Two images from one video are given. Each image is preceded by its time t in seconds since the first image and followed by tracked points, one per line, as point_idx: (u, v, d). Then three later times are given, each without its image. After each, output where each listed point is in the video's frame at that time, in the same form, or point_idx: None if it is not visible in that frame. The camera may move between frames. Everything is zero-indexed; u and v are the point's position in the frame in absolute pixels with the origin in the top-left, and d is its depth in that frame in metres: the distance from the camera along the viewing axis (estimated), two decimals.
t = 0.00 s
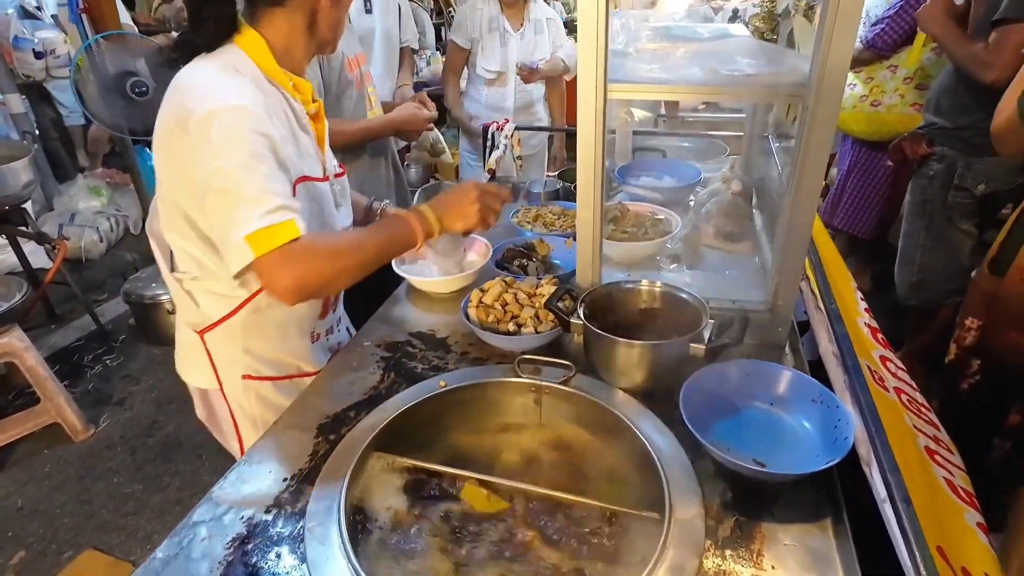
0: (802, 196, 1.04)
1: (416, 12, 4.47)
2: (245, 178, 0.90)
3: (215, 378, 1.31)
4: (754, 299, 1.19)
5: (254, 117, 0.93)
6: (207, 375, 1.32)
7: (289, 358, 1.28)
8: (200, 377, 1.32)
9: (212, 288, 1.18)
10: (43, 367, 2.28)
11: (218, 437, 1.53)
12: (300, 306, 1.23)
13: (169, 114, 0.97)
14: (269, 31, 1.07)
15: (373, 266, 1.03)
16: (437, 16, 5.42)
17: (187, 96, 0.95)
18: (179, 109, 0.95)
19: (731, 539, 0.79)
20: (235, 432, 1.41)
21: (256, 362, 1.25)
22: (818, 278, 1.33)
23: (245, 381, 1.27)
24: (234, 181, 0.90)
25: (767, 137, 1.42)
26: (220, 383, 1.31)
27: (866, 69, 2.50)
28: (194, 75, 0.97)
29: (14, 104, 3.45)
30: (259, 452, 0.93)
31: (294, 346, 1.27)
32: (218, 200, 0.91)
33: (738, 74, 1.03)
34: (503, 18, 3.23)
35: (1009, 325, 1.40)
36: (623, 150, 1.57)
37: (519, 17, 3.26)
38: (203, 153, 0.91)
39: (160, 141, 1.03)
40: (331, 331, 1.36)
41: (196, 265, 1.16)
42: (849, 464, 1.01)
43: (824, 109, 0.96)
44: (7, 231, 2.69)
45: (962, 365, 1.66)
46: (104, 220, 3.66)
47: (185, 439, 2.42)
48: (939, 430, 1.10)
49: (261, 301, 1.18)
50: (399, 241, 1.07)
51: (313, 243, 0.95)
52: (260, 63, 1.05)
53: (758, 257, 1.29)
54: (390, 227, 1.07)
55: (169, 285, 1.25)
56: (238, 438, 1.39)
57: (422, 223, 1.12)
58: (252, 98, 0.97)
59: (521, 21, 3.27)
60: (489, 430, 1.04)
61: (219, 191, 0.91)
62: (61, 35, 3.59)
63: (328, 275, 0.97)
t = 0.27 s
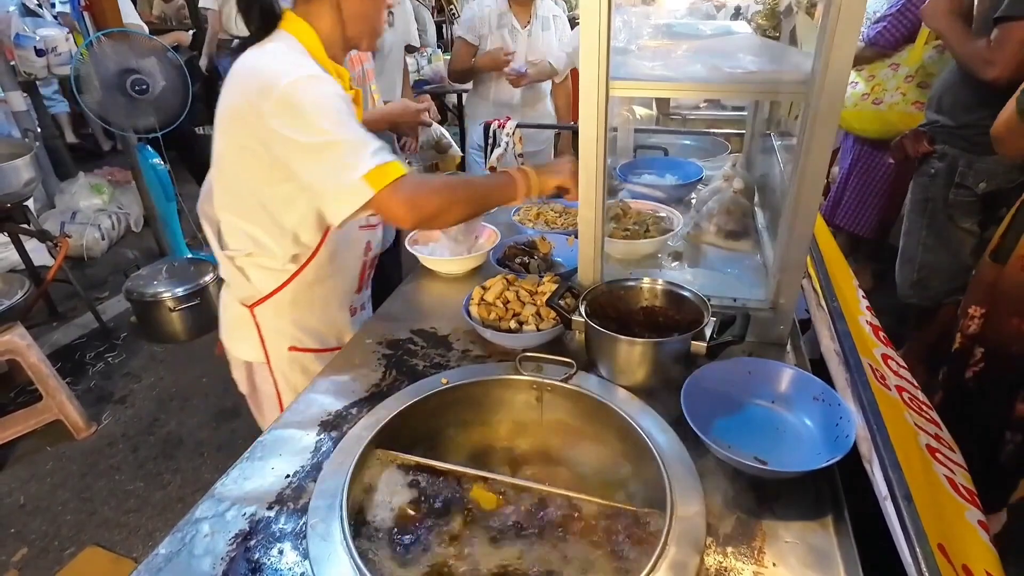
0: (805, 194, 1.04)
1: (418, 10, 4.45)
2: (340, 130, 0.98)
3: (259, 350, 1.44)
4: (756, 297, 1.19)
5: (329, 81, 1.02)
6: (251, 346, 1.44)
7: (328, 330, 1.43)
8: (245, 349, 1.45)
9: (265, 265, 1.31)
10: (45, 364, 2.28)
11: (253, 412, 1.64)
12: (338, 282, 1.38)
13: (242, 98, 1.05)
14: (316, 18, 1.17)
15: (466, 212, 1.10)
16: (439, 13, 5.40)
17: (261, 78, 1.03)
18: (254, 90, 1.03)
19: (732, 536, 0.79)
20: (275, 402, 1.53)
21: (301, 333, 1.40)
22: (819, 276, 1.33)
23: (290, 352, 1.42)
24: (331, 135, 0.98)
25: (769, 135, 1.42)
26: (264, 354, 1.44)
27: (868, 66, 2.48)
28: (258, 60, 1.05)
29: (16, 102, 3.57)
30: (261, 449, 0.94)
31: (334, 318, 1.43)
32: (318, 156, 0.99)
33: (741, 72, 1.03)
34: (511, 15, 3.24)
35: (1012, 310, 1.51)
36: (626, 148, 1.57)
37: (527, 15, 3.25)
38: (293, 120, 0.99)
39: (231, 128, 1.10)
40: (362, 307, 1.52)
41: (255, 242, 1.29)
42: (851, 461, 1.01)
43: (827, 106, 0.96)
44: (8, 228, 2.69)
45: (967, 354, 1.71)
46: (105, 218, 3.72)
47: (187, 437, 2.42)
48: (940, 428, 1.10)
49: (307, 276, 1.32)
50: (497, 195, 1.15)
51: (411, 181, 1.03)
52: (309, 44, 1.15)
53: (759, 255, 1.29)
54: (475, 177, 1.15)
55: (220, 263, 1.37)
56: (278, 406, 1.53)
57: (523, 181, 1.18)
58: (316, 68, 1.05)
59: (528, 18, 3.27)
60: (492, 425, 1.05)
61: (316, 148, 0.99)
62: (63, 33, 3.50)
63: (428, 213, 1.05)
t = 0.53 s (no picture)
0: (806, 193, 1.04)
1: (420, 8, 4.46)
2: (379, 93, 1.05)
3: (293, 325, 1.48)
4: (756, 297, 1.19)
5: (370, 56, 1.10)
6: (286, 321, 1.49)
7: (357, 304, 1.47)
8: (280, 322, 1.49)
9: (301, 240, 1.37)
10: (49, 362, 2.29)
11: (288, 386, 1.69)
12: (366, 256, 1.42)
13: (288, 75, 1.13)
14: (359, 13, 1.20)
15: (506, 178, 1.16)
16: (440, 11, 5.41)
17: (306, 52, 1.11)
18: (300, 66, 1.11)
19: (732, 534, 0.80)
20: (308, 377, 1.57)
21: (332, 308, 1.44)
22: (820, 275, 1.34)
23: (322, 326, 1.45)
24: (372, 98, 1.05)
25: (771, 135, 1.42)
26: (297, 328, 1.48)
27: (869, 65, 2.48)
28: (301, 41, 1.13)
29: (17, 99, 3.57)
30: (265, 446, 0.94)
31: (362, 293, 1.47)
32: (360, 119, 1.06)
33: (742, 71, 1.03)
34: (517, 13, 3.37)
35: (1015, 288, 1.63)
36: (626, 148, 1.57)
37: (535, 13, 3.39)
38: (337, 88, 1.07)
39: (276, 105, 1.17)
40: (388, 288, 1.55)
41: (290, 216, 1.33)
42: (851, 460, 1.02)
43: (828, 106, 0.96)
44: (11, 226, 2.70)
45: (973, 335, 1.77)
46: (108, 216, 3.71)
47: (189, 434, 2.43)
48: (940, 427, 1.11)
49: (339, 250, 1.37)
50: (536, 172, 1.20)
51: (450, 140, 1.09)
52: (348, 31, 1.18)
53: (760, 254, 1.30)
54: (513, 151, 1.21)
55: (258, 238, 1.41)
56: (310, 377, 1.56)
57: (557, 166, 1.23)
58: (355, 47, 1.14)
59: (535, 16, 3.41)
60: (494, 423, 1.05)
61: (358, 111, 1.05)
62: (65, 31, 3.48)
63: (467, 173, 1.11)
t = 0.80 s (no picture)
0: (808, 191, 1.04)
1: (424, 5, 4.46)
2: (401, 88, 1.05)
3: (299, 321, 1.49)
4: (758, 295, 1.19)
5: (389, 50, 1.09)
6: (292, 317, 1.49)
7: (364, 303, 1.47)
8: (287, 318, 1.50)
9: (313, 238, 1.37)
10: (52, 359, 2.29)
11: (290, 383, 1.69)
12: (376, 254, 1.43)
13: (306, 71, 1.12)
14: (378, 11, 1.20)
15: (525, 168, 1.16)
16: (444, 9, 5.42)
17: (323, 49, 1.10)
18: (318, 62, 1.10)
19: (733, 532, 0.80)
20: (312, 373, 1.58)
21: (339, 306, 1.45)
22: (822, 273, 1.33)
23: (328, 324, 1.46)
24: (394, 94, 1.04)
25: (773, 132, 1.41)
26: (303, 325, 1.48)
27: (872, 63, 2.48)
28: (318, 37, 1.12)
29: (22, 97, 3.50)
30: (267, 443, 0.95)
31: (370, 289, 1.47)
32: (382, 114, 1.06)
33: (745, 69, 1.03)
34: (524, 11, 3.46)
35: None
36: (627, 145, 1.56)
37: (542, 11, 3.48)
38: (359, 84, 1.06)
39: (293, 102, 1.17)
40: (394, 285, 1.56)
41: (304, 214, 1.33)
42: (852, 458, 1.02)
43: (831, 105, 0.96)
44: (14, 223, 2.71)
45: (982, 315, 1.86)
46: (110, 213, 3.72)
47: (192, 431, 2.44)
48: (942, 425, 1.11)
49: (350, 247, 1.38)
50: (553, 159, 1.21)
51: (471, 131, 1.10)
52: (369, 31, 1.18)
53: (762, 252, 1.30)
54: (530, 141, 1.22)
55: (267, 234, 1.40)
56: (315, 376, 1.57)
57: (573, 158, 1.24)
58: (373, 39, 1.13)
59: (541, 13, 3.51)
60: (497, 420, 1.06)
61: (380, 106, 1.05)
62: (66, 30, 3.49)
63: (489, 164, 1.11)
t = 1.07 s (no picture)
0: (811, 188, 1.04)
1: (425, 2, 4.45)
2: (418, 96, 1.05)
3: (302, 326, 1.48)
4: (760, 293, 1.19)
5: (399, 56, 1.08)
6: (294, 323, 1.49)
7: (366, 306, 1.47)
8: (289, 325, 1.49)
9: (316, 243, 1.36)
10: (54, 356, 2.30)
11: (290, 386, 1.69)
12: (380, 259, 1.43)
13: (314, 78, 1.11)
14: (380, 11, 1.20)
15: (541, 183, 1.17)
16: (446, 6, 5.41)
17: (335, 54, 1.08)
18: (327, 69, 1.08)
19: (735, 529, 0.80)
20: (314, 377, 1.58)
21: (341, 312, 1.44)
22: (824, 271, 1.33)
23: (331, 330, 1.45)
24: (410, 103, 1.04)
25: (775, 130, 1.41)
26: (306, 331, 1.48)
27: (873, 59, 2.45)
28: (327, 42, 1.11)
29: (23, 95, 3.37)
30: (269, 441, 0.95)
31: (373, 293, 1.46)
32: (398, 123, 1.05)
33: (747, 67, 1.03)
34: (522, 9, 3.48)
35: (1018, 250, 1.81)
36: (630, 143, 1.55)
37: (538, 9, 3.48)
38: (372, 93, 1.06)
39: (302, 110, 1.15)
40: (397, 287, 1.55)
41: (308, 220, 1.33)
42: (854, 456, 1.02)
43: (834, 103, 0.96)
44: (16, 221, 2.71)
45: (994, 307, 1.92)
46: (112, 211, 3.72)
47: (194, 429, 2.44)
48: (944, 424, 1.11)
49: (354, 252, 1.38)
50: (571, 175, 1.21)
51: (489, 144, 1.10)
52: (371, 29, 1.18)
53: (764, 250, 1.30)
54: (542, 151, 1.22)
55: (269, 240, 1.40)
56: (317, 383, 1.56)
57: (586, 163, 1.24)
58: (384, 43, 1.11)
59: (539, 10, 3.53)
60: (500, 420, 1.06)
61: (396, 116, 1.05)
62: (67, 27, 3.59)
63: (505, 176, 1.12)
